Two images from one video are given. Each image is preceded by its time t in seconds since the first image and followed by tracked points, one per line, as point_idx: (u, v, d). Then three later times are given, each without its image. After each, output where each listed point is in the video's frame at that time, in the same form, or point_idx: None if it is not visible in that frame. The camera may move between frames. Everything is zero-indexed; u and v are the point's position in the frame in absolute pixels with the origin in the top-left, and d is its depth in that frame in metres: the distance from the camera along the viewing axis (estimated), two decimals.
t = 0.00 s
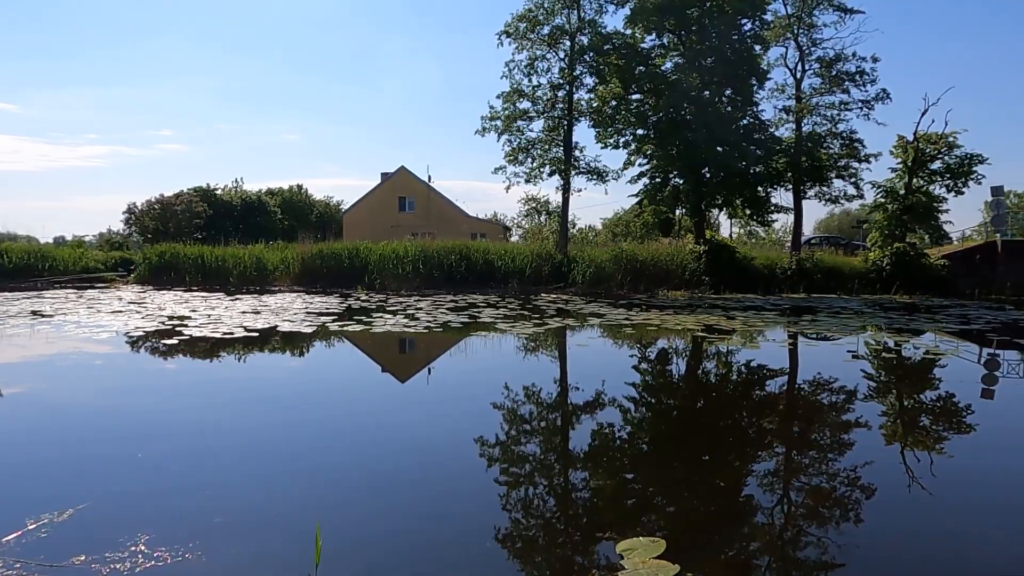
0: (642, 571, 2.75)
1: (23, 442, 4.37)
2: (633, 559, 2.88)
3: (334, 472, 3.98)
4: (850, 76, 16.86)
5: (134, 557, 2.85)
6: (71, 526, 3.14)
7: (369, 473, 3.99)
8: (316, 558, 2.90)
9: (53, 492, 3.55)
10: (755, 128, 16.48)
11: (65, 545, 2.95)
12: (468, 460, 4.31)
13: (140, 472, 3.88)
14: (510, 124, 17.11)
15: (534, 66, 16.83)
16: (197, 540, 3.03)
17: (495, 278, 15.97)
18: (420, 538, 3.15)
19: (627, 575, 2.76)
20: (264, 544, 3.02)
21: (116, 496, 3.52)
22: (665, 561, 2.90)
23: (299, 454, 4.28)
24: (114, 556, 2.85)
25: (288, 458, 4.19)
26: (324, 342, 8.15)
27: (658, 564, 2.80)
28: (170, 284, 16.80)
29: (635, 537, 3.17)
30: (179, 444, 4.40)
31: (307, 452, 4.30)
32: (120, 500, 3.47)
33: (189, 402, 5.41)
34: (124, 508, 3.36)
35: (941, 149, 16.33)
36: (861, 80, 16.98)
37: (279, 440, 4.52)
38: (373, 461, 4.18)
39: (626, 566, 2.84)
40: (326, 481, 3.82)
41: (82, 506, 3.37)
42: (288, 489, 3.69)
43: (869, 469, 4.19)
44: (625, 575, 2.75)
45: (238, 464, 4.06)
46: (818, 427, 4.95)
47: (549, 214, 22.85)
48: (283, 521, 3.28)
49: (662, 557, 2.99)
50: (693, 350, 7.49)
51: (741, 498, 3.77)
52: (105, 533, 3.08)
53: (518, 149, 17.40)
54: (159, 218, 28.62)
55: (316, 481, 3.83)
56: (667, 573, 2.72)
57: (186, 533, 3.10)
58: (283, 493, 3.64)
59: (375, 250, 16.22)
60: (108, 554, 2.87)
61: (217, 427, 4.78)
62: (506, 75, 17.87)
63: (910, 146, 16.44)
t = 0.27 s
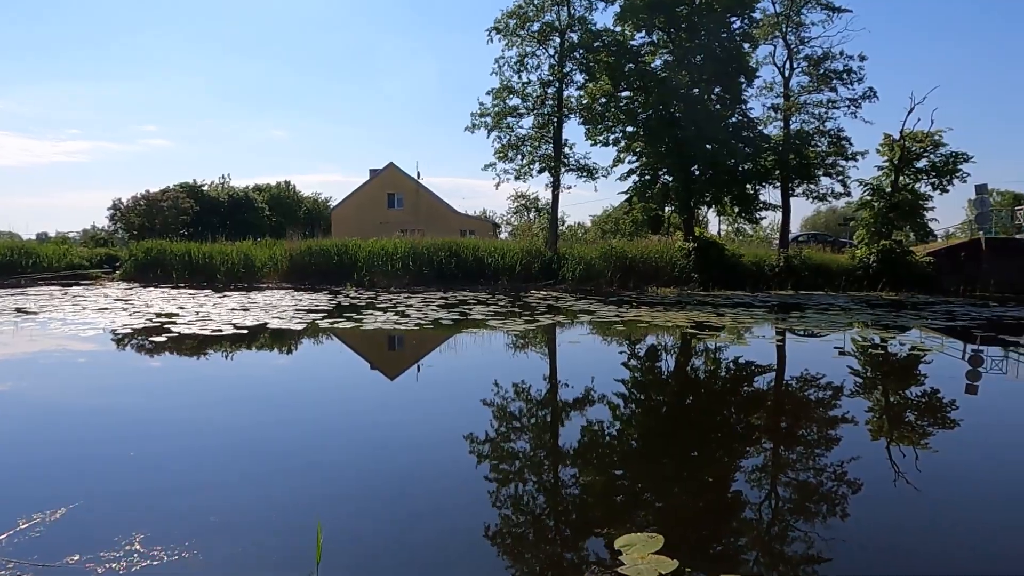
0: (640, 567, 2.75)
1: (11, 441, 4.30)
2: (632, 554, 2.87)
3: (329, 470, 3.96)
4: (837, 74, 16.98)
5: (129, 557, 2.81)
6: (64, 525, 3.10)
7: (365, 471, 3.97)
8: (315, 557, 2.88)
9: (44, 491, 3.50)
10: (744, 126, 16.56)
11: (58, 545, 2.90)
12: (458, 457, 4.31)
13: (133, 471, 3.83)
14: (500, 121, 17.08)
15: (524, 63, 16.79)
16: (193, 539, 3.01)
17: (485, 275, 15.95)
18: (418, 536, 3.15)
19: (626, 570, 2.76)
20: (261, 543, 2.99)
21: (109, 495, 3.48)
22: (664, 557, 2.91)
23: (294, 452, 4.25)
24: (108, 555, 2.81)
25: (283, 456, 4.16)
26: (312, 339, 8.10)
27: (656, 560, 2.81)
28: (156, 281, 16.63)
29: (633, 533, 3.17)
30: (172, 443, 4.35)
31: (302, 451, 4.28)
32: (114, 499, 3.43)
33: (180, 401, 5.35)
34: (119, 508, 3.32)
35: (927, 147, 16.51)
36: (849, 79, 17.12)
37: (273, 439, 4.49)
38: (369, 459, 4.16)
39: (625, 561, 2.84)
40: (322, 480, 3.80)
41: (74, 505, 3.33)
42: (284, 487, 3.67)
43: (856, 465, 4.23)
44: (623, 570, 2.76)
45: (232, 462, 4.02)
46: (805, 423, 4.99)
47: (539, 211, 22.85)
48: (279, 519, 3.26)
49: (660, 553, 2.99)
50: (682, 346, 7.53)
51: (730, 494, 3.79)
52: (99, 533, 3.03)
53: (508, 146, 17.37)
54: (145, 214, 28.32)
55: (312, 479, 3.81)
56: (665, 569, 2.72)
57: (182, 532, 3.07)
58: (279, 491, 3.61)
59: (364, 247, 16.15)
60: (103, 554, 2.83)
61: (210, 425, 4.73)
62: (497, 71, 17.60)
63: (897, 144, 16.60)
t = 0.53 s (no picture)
0: (643, 558, 2.78)
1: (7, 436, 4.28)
2: (633, 545, 2.91)
3: (328, 464, 3.98)
4: (828, 69, 17.06)
5: (132, 551, 2.82)
6: (66, 520, 3.10)
7: (364, 465, 3.99)
8: (318, 551, 2.90)
9: (44, 486, 3.50)
10: (735, 120, 16.61)
11: (60, 539, 2.91)
12: (450, 451, 4.32)
13: (132, 466, 3.83)
14: (492, 115, 17.03)
15: (515, 56, 16.74)
16: (196, 533, 3.02)
17: (477, 269, 15.94)
18: (419, 529, 3.17)
19: (630, 562, 2.79)
20: (264, 537, 3.01)
21: (110, 490, 3.48)
22: (666, 547, 2.94)
23: (293, 447, 4.26)
24: (112, 550, 2.82)
25: (281, 451, 4.17)
26: (303, 334, 8.07)
27: (659, 550, 2.84)
28: (145, 275, 16.50)
29: (633, 525, 3.20)
30: (170, 438, 4.34)
31: (300, 445, 4.29)
32: (115, 494, 3.43)
33: (176, 396, 5.34)
34: (119, 502, 3.33)
35: (916, 143, 16.64)
36: (839, 74, 17.22)
37: (271, 434, 4.50)
38: (367, 453, 4.18)
39: (628, 553, 2.87)
40: (322, 474, 3.82)
41: (75, 500, 3.33)
42: (284, 482, 3.69)
43: (844, 457, 4.27)
44: (626, 562, 2.79)
45: (232, 457, 4.03)
46: (795, 416, 5.04)
47: (530, 206, 22.88)
48: (281, 513, 3.28)
49: (661, 544, 3.03)
50: (673, 340, 7.57)
51: (720, 486, 3.82)
52: (102, 527, 3.04)
53: (499, 140, 17.33)
54: (133, 207, 28.05)
55: (311, 473, 3.82)
56: (670, 559, 2.75)
57: (185, 526, 3.08)
58: (280, 485, 3.63)
59: (356, 241, 16.09)
60: (106, 548, 2.84)
61: (208, 420, 4.73)
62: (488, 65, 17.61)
63: (886, 139, 16.70)
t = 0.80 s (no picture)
0: (645, 549, 2.82)
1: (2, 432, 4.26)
2: (634, 536, 2.95)
3: (326, 458, 4.00)
4: (816, 65, 17.14)
5: (136, 546, 2.83)
6: (68, 516, 3.11)
7: (362, 458, 4.01)
8: (322, 544, 2.93)
9: (43, 482, 3.49)
10: (725, 115, 16.66)
11: (63, 535, 2.91)
12: (441, 445, 4.33)
13: (130, 462, 3.83)
14: (482, 109, 16.96)
15: (506, 50, 16.68)
16: (199, 528, 3.03)
17: (468, 264, 15.94)
18: (419, 522, 3.21)
19: (631, 553, 2.82)
20: (265, 531, 3.03)
21: (110, 485, 3.49)
22: (666, 538, 2.98)
23: (291, 441, 4.28)
24: (115, 545, 2.83)
25: (279, 445, 4.18)
26: (292, 329, 8.03)
27: (659, 542, 2.87)
28: (133, 270, 16.35)
29: (632, 517, 3.23)
30: (168, 433, 4.34)
31: (298, 439, 4.31)
32: (114, 489, 3.43)
33: (172, 391, 5.32)
34: (120, 497, 3.33)
35: (902, 138, 16.80)
36: (827, 70, 17.32)
37: (268, 428, 4.51)
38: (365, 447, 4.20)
39: (629, 544, 2.90)
40: (321, 468, 3.84)
41: (76, 495, 3.33)
42: (284, 476, 3.70)
43: (831, 449, 4.33)
44: (628, 553, 2.82)
45: (230, 452, 4.03)
46: (783, 409, 5.09)
47: (521, 200, 22.88)
48: (282, 507, 3.30)
49: (662, 535, 3.07)
50: (663, 334, 7.62)
51: (709, 479, 3.86)
52: (104, 523, 3.05)
53: (490, 135, 17.29)
54: (120, 201, 27.75)
55: (310, 467, 3.84)
56: (671, 550, 2.79)
57: (188, 521, 3.10)
58: (280, 479, 3.65)
59: (346, 236, 16.01)
60: (109, 543, 2.85)
61: (205, 415, 4.73)
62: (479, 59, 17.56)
63: (874, 135, 16.80)
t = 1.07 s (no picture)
0: (653, 539, 2.86)
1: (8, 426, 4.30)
2: (641, 528, 2.99)
3: (329, 453, 4.02)
4: (814, 59, 17.13)
5: (146, 539, 2.86)
6: (77, 509, 3.15)
7: (364, 453, 4.04)
8: (328, 538, 2.97)
9: (51, 476, 3.53)
10: (723, 109, 16.63)
11: (73, 528, 2.95)
12: (439, 440, 4.34)
13: (136, 456, 3.87)
14: (480, 103, 16.92)
15: (504, 44, 16.62)
16: (208, 521, 3.08)
17: (466, 258, 15.93)
18: (425, 516, 3.25)
19: (639, 543, 2.86)
20: (272, 525, 3.07)
21: (117, 480, 3.52)
22: (673, 530, 3.02)
23: (296, 436, 4.31)
24: (124, 537, 2.87)
25: (287, 440, 4.22)
26: (290, 323, 8.02)
27: (666, 532, 2.92)
28: (130, 264, 16.30)
29: (638, 508, 3.27)
30: (175, 427, 4.37)
31: (306, 434, 4.35)
32: (121, 484, 3.47)
33: (180, 385, 5.37)
34: (128, 491, 3.37)
35: (900, 133, 16.85)
36: (825, 64, 17.31)
37: (276, 423, 4.55)
38: (371, 442, 4.24)
39: (636, 534, 2.95)
40: (328, 462, 3.88)
41: (84, 489, 3.36)
42: (291, 471, 3.74)
43: (828, 443, 4.35)
44: (636, 544, 2.87)
45: (236, 446, 4.07)
46: (780, 402, 5.11)
47: (518, 195, 22.85)
48: (290, 501, 3.34)
49: (669, 526, 3.11)
50: (661, 328, 7.63)
51: (705, 472, 3.88)
52: (113, 516, 3.09)
53: (488, 129, 17.25)
54: (116, 196, 27.64)
55: (315, 462, 3.88)
56: (678, 540, 2.84)
57: (196, 514, 3.14)
58: (288, 473, 3.69)
59: (343, 230, 15.99)
60: (119, 535, 2.89)
61: (211, 410, 4.77)
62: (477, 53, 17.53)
63: (871, 129, 16.97)
